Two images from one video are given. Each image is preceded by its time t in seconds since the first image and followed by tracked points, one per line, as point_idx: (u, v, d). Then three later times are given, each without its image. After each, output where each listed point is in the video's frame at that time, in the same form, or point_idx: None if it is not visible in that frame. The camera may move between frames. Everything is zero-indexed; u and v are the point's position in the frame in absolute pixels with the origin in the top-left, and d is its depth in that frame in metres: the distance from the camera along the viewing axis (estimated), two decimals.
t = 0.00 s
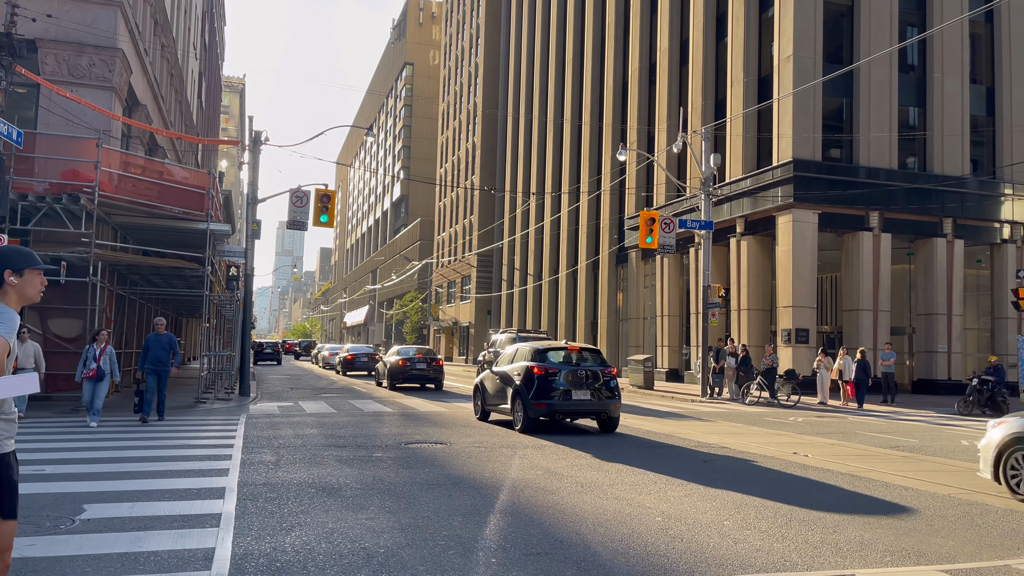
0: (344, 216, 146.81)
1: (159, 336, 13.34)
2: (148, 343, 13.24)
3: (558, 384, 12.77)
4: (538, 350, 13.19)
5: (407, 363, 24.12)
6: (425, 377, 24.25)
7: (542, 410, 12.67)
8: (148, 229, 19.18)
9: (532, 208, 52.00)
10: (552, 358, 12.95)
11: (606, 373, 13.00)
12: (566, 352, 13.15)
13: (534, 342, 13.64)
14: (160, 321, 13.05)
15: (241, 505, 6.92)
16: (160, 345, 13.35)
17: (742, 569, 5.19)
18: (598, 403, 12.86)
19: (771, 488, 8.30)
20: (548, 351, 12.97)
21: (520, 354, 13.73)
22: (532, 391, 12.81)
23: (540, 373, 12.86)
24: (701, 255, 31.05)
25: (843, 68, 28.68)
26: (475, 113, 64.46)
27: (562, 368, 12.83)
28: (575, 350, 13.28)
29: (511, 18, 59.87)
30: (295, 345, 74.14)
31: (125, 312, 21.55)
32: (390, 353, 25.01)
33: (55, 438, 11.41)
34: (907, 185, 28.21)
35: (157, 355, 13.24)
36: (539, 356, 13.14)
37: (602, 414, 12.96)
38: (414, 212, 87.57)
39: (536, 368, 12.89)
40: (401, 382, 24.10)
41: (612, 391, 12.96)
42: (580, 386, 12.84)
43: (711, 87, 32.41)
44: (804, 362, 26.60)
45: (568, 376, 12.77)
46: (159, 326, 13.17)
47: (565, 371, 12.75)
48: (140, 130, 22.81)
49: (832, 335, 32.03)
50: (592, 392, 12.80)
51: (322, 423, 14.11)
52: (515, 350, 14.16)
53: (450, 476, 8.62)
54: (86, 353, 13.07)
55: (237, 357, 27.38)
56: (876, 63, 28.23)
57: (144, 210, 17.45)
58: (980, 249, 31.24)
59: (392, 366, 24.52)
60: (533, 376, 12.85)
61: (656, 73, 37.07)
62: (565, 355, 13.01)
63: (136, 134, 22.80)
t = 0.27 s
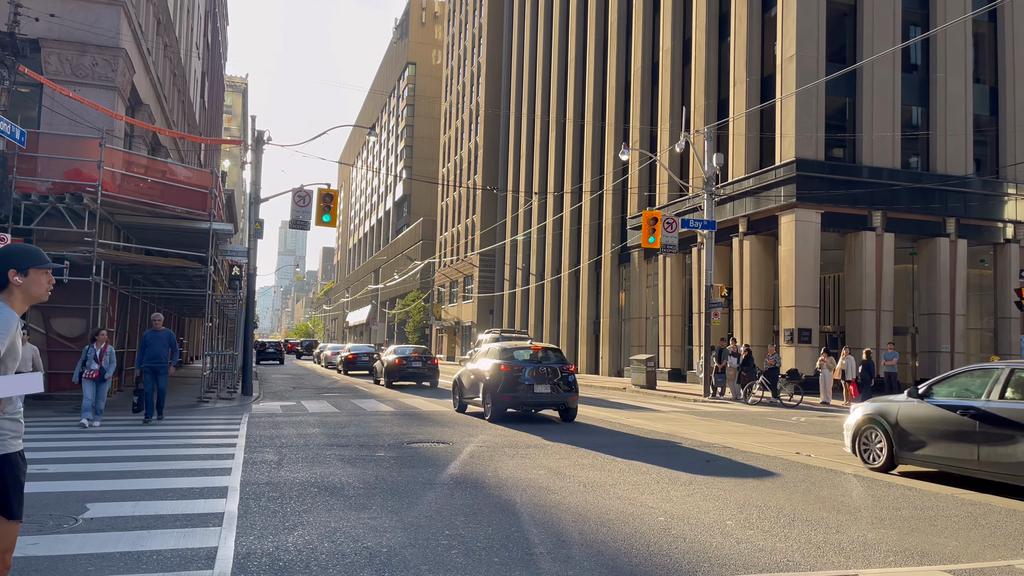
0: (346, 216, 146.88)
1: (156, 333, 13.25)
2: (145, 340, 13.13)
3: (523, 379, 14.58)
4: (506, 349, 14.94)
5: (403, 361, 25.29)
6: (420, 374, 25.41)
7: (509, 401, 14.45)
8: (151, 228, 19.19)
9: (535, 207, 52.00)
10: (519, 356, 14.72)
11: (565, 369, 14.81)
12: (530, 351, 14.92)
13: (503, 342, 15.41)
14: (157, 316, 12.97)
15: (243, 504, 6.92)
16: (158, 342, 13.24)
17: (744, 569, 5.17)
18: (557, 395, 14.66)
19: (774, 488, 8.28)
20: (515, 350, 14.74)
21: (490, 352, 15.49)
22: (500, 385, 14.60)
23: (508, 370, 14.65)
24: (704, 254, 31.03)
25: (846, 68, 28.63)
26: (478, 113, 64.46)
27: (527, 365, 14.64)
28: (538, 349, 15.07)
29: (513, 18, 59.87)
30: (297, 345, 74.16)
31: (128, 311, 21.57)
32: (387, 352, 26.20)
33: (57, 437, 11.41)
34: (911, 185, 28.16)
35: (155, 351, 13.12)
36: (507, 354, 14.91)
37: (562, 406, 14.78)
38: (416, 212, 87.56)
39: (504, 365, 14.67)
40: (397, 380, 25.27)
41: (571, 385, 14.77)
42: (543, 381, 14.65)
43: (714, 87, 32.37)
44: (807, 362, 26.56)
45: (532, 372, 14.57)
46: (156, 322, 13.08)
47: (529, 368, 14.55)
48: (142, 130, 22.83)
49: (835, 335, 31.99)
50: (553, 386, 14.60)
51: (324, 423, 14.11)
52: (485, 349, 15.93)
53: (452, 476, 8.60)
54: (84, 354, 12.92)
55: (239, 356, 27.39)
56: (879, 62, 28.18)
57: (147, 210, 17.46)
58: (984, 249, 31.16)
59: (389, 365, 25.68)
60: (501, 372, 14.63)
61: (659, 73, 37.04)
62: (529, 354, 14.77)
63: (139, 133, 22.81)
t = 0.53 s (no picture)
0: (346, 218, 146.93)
1: (153, 336, 13.01)
2: (141, 341, 12.91)
3: (496, 378, 16.13)
4: (480, 350, 16.47)
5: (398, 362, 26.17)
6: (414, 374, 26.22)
7: (482, 398, 15.99)
8: (151, 229, 19.19)
9: (535, 210, 52.04)
10: (493, 356, 16.28)
11: (533, 369, 16.38)
12: (503, 352, 16.43)
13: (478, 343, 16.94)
14: (154, 318, 12.74)
15: (242, 506, 6.91)
16: (154, 345, 13.00)
17: (742, 573, 5.17)
18: (526, 392, 16.21)
19: (773, 491, 8.28)
20: (488, 351, 16.29)
21: (466, 353, 17.00)
22: (474, 383, 16.15)
23: (481, 369, 16.20)
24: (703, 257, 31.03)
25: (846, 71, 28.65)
26: (478, 115, 64.51)
27: (499, 365, 16.20)
28: (510, 350, 16.62)
29: (514, 21, 59.92)
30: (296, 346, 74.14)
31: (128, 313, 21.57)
32: (383, 353, 27.06)
33: (56, 439, 11.39)
34: (910, 188, 28.18)
35: (150, 354, 12.85)
36: (480, 355, 16.46)
37: (530, 402, 16.36)
38: (416, 214, 87.60)
39: (477, 365, 16.22)
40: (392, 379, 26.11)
41: (539, 384, 16.34)
42: (513, 379, 16.22)
43: (714, 90, 32.40)
44: (806, 366, 26.56)
45: (503, 371, 16.14)
46: (153, 325, 12.84)
47: (501, 367, 16.11)
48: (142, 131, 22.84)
49: (834, 338, 31.99)
50: (523, 384, 16.15)
51: (323, 424, 14.10)
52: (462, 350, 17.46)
53: (451, 478, 8.59)
54: (79, 352, 12.80)
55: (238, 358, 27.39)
56: (879, 66, 28.21)
57: (147, 211, 17.45)
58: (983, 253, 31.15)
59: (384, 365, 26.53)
60: (475, 372, 16.18)
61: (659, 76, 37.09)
62: (501, 354, 16.30)
63: (139, 135, 22.82)
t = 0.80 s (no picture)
0: (343, 225, 146.98)
1: (146, 339, 12.86)
2: (134, 346, 12.73)
3: (471, 384, 17.73)
4: (457, 359, 18.09)
5: (389, 369, 26.79)
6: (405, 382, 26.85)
7: (457, 402, 17.55)
8: (147, 235, 19.17)
9: (531, 218, 52.11)
10: (468, 364, 17.93)
11: (505, 376, 18.04)
12: (477, 360, 18.13)
13: (455, 352, 18.57)
14: (148, 323, 12.58)
15: (236, 514, 6.88)
16: (147, 349, 12.85)
17: None
18: (498, 396, 17.82)
19: (767, 502, 8.28)
20: (465, 359, 17.90)
21: (443, 363, 18.64)
22: (451, 388, 17.69)
23: (458, 376, 17.77)
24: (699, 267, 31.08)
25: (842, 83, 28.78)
26: (475, 123, 64.64)
27: (474, 372, 17.82)
28: (483, 359, 18.28)
29: (511, 29, 60.11)
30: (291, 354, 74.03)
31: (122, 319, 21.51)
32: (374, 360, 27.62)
33: (49, 445, 11.34)
34: (906, 199, 28.29)
35: (144, 358, 12.73)
36: (457, 363, 18.07)
37: (502, 407, 17.94)
38: (413, 221, 87.60)
39: (455, 372, 17.80)
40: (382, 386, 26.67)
41: (510, 390, 17.97)
42: (486, 385, 17.84)
43: (711, 101, 32.52)
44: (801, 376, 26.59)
45: (478, 378, 17.75)
46: (147, 329, 12.69)
47: (475, 374, 17.75)
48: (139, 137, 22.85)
49: (829, 348, 32.03)
50: (496, 390, 17.76)
51: (318, 432, 14.06)
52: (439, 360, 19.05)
53: (445, 487, 8.58)
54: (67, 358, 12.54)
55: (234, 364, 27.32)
56: (874, 78, 28.34)
57: (143, 217, 17.42)
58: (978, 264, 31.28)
59: (375, 372, 27.08)
60: (451, 378, 17.78)
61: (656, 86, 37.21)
62: (476, 363, 17.94)
63: (136, 141, 22.82)
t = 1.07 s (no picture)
0: (336, 240, 146.93)
1: (131, 355, 12.57)
2: (120, 364, 12.42)
3: (447, 399, 19.11)
4: (434, 375, 19.46)
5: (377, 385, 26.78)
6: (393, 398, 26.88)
7: (434, 415, 18.94)
8: (138, 249, 19.11)
9: (524, 235, 52.21)
10: (445, 380, 19.33)
11: (479, 391, 19.42)
12: (453, 376, 19.53)
13: (432, 369, 19.98)
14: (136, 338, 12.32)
15: (223, 534, 6.82)
16: (134, 366, 12.57)
17: None
18: (473, 411, 19.23)
19: (758, 523, 8.26)
20: (443, 375, 19.28)
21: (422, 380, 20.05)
22: (429, 403, 19.07)
23: (435, 391, 19.15)
24: (691, 284, 31.17)
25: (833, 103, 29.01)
26: (469, 140, 64.88)
27: (451, 388, 19.20)
28: (459, 375, 19.67)
29: (505, 47, 60.47)
30: (282, 368, 73.75)
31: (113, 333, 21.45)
32: (363, 374, 27.73)
33: (35, 461, 11.24)
34: (896, 220, 28.48)
35: (130, 375, 12.44)
36: (435, 379, 19.45)
37: (477, 420, 19.31)
38: (406, 236, 87.60)
39: (432, 388, 19.18)
40: (371, 402, 26.77)
41: (484, 404, 19.37)
42: (461, 400, 19.23)
43: (703, 120, 32.73)
44: (793, 394, 26.64)
45: (455, 393, 19.15)
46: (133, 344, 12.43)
47: (452, 389, 19.14)
48: (133, 150, 22.84)
49: (820, 367, 32.10)
50: (471, 404, 19.15)
51: (308, 449, 13.99)
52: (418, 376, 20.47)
53: (436, 506, 8.53)
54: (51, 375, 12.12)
55: (224, 379, 27.18)
56: (865, 99, 28.59)
57: (134, 231, 17.36)
58: (968, 284, 31.45)
59: (363, 387, 27.18)
60: (428, 393, 19.17)
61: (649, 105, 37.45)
62: (453, 379, 19.32)
63: (129, 155, 22.82)
